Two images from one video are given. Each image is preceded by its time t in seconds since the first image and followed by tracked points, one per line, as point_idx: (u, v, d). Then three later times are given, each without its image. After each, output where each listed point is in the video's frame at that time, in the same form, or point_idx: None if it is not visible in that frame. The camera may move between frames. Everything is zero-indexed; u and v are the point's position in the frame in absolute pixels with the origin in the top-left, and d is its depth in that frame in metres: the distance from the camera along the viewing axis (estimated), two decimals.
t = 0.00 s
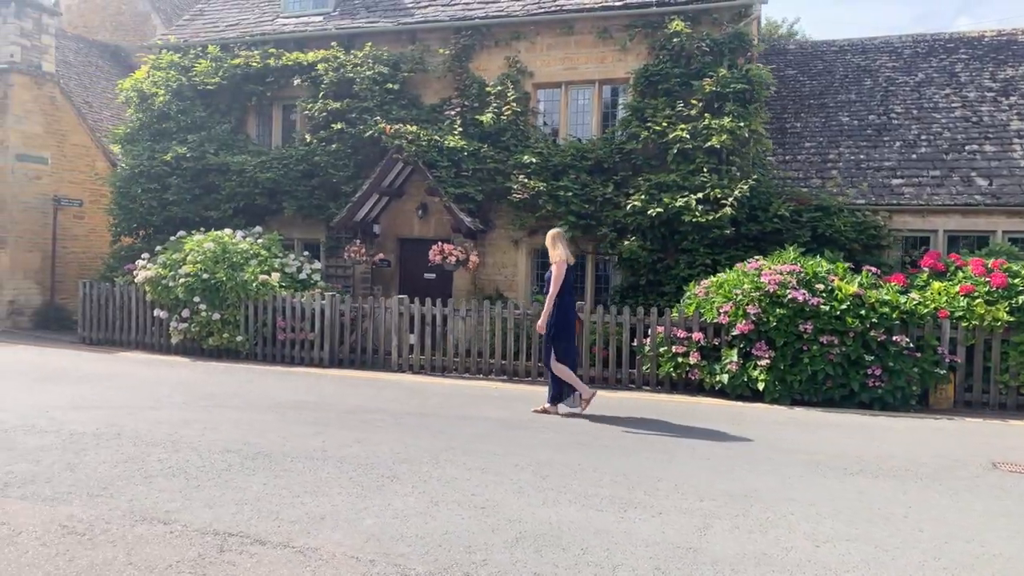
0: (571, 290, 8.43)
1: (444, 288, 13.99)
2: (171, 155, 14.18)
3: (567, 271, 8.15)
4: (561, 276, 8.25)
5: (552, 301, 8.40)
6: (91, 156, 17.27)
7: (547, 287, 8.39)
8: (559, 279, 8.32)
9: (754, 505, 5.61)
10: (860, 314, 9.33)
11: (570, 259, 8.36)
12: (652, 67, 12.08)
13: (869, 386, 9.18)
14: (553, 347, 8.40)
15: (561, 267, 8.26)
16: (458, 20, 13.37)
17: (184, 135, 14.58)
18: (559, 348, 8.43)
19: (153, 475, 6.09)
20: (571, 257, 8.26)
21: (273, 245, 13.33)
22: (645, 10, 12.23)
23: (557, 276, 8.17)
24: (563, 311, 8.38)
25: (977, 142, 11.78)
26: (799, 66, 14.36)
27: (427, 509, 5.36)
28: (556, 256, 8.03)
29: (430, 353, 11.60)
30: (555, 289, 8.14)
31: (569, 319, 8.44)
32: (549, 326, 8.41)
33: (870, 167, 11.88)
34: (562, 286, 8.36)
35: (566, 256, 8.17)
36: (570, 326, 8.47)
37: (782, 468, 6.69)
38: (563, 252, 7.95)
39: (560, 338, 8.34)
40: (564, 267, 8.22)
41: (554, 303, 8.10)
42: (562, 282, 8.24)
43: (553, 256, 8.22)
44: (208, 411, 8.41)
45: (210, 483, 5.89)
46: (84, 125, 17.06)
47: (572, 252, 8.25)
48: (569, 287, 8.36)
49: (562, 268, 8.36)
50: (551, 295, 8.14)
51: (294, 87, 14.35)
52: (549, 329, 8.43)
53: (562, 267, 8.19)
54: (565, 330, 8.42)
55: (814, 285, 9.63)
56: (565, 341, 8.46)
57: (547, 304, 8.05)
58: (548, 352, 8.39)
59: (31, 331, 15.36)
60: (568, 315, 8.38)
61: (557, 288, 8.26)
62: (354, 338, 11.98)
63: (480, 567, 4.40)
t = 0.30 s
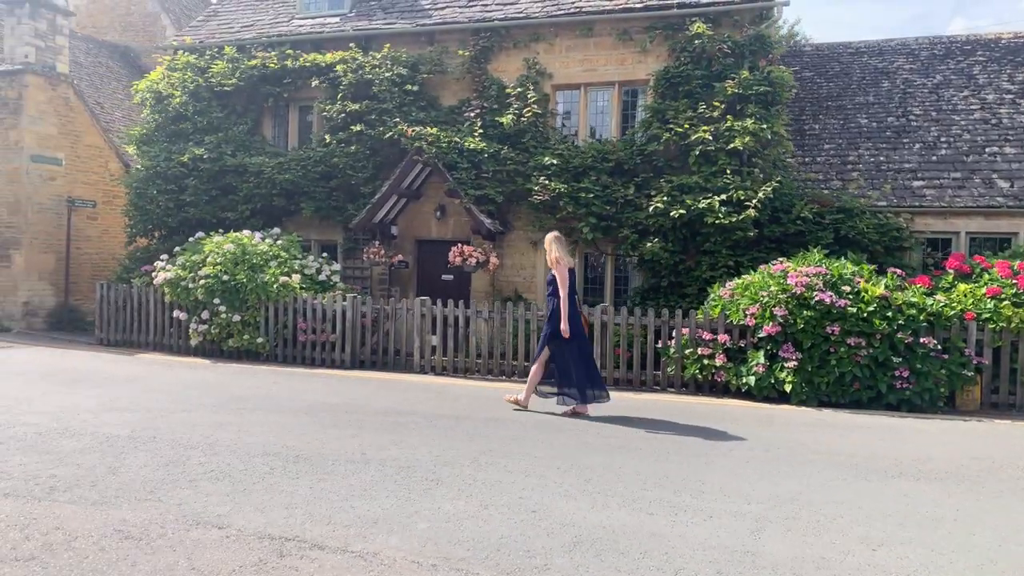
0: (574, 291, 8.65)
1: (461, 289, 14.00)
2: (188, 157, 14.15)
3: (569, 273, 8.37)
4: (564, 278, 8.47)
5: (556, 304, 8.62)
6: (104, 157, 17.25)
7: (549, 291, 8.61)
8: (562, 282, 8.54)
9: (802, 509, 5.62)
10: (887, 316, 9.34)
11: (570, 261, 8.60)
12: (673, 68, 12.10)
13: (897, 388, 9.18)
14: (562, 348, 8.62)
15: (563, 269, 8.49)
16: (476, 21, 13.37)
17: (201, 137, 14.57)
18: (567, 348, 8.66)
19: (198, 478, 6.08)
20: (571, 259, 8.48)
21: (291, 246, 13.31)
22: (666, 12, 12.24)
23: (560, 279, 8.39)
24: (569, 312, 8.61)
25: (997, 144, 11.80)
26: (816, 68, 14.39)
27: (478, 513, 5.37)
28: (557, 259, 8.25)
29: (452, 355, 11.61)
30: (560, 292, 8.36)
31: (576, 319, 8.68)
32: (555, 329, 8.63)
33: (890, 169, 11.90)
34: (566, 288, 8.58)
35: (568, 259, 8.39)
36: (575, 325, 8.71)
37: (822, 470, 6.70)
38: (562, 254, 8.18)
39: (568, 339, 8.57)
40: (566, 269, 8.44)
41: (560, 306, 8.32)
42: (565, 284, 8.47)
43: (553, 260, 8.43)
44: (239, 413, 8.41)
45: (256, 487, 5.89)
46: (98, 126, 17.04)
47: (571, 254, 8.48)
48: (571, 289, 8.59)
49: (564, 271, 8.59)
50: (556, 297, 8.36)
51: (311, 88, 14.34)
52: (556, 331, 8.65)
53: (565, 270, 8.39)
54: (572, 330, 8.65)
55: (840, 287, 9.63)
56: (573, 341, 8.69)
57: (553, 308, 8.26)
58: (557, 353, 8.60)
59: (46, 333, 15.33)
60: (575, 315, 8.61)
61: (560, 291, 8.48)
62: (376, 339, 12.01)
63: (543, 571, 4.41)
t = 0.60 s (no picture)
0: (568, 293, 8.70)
1: (479, 291, 14.06)
2: (206, 158, 14.16)
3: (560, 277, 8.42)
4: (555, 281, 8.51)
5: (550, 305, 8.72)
6: (118, 159, 17.27)
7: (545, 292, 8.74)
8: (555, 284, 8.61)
9: (849, 509, 5.68)
10: (912, 318, 9.40)
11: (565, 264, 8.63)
12: (693, 71, 12.17)
13: (923, 390, 9.25)
14: (553, 349, 8.73)
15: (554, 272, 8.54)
16: (495, 24, 13.41)
17: (218, 139, 14.58)
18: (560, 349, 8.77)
19: (245, 480, 6.12)
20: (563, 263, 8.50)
21: (311, 247, 13.34)
22: (686, 15, 12.30)
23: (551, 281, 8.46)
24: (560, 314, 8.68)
25: (1015, 147, 11.89)
26: (832, 71, 14.48)
27: (531, 514, 5.41)
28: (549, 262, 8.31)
29: (474, 357, 11.66)
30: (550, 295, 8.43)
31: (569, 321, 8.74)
32: (547, 330, 8.75)
33: (909, 172, 11.99)
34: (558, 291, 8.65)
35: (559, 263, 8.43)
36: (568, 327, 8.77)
37: (860, 472, 6.76)
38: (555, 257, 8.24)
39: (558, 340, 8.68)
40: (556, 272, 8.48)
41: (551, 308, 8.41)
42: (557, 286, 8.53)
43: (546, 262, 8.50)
44: (273, 416, 8.45)
45: (305, 488, 5.93)
46: (111, 127, 17.06)
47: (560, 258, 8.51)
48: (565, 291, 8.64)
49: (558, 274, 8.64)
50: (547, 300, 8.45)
51: (328, 90, 14.37)
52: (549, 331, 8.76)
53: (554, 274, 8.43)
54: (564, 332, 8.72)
55: (865, 289, 9.71)
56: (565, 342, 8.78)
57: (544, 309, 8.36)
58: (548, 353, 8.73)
59: (62, 334, 15.35)
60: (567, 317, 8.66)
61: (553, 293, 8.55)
62: (397, 341, 12.05)
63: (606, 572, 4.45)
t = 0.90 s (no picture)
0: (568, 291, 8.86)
1: (497, 292, 14.12)
2: (225, 160, 14.20)
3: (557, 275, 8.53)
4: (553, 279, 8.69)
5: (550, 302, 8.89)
6: (132, 160, 17.31)
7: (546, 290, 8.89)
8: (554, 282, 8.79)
9: (893, 509, 5.76)
10: (936, 320, 9.51)
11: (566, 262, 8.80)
12: (713, 75, 12.27)
13: (947, 391, 9.36)
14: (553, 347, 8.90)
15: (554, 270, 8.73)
16: (514, 27, 13.49)
17: (236, 141, 14.63)
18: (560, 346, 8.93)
19: (294, 481, 6.19)
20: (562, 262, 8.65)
21: (331, 249, 13.41)
22: (706, 19, 12.39)
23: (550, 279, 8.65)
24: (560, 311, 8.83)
25: None
26: (848, 74, 14.61)
27: (582, 513, 5.49)
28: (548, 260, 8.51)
29: (497, 358, 11.73)
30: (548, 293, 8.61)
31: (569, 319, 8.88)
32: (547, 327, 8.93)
33: (927, 174, 12.10)
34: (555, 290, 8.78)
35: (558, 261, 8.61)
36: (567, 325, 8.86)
37: (897, 472, 6.84)
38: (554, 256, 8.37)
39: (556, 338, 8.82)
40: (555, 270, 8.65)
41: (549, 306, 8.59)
42: (554, 285, 8.65)
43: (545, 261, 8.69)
44: (306, 417, 8.52)
45: (355, 489, 6.00)
46: (126, 129, 17.09)
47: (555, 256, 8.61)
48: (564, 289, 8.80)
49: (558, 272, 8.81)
50: (545, 297, 8.64)
51: (346, 93, 14.43)
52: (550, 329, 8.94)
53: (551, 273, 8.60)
54: (564, 330, 8.87)
55: (888, 292, 9.82)
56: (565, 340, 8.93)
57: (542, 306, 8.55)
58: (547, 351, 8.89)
59: (80, 336, 15.40)
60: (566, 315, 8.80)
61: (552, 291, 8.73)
62: (419, 342, 12.11)
63: (669, 570, 4.53)
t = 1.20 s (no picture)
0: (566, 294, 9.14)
1: (515, 293, 14.20)
2: (244, 162, 14.25)
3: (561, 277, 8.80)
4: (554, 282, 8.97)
5: (549, 305, 9.15)
6: (148, 162, 17.37)
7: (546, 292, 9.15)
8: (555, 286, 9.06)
9: (936, 507, 5.85)
10: (960, 321, 9.60)
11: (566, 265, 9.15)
12: (733, 77, 12.39)
13: (972, 391, 9.47)
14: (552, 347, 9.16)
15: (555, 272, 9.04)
16: (533, 30, 13.57)
17: (255, 143, 14.68)
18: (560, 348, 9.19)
19: (342, 480, 6.27)
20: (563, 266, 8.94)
21: (352, 251, 13.49)
22: (726, 22, 12.47)
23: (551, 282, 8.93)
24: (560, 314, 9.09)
25: None
26: (863, 77, 14.75)
27: (633, 511, 5.57)
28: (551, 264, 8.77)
29: (520, 359, 11.80)
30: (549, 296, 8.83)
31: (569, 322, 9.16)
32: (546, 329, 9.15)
33: (945, 176, 12.22)
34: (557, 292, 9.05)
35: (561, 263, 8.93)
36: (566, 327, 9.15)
37: (933, 471, 6.93)
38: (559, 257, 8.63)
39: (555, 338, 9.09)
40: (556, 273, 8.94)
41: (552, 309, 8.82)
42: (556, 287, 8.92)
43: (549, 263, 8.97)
44: (340, 418, 8.60)
45: (403, 487, 6.08)
46: (142, 131, 17.14)
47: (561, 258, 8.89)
48: (564, 292, 9.12)
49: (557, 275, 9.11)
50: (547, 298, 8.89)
51: (365, 95, 14.51)
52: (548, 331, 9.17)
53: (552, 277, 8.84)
54: (564, 330, 9.15)
55: (912, 293, 9.92)
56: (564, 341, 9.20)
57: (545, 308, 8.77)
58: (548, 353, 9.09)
59: (97, 337, 15.47)
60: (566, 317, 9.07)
61: (552, 293, 9.00)
62: (441, 343, 12.19)
63: (730, 566, 4.59)
